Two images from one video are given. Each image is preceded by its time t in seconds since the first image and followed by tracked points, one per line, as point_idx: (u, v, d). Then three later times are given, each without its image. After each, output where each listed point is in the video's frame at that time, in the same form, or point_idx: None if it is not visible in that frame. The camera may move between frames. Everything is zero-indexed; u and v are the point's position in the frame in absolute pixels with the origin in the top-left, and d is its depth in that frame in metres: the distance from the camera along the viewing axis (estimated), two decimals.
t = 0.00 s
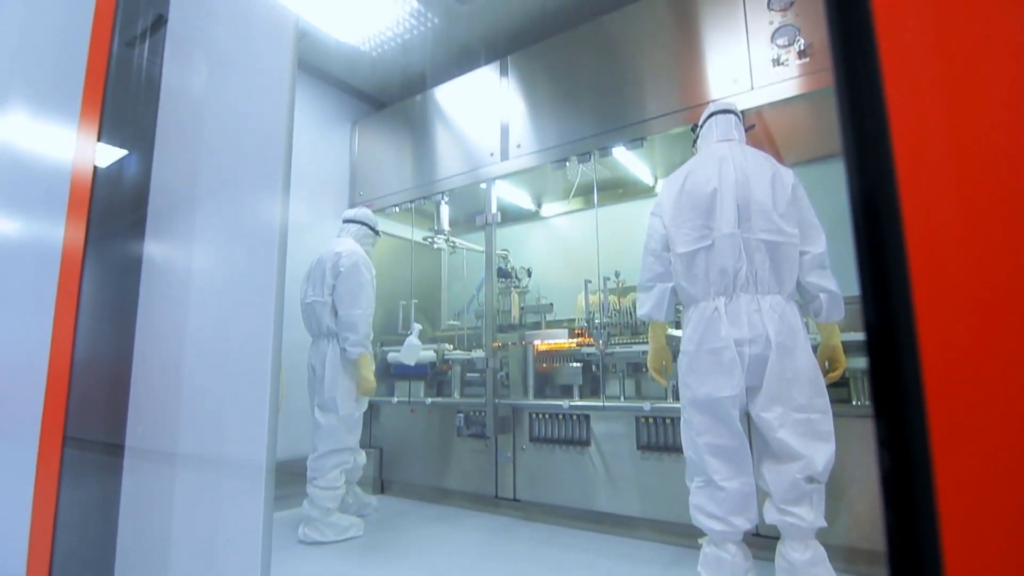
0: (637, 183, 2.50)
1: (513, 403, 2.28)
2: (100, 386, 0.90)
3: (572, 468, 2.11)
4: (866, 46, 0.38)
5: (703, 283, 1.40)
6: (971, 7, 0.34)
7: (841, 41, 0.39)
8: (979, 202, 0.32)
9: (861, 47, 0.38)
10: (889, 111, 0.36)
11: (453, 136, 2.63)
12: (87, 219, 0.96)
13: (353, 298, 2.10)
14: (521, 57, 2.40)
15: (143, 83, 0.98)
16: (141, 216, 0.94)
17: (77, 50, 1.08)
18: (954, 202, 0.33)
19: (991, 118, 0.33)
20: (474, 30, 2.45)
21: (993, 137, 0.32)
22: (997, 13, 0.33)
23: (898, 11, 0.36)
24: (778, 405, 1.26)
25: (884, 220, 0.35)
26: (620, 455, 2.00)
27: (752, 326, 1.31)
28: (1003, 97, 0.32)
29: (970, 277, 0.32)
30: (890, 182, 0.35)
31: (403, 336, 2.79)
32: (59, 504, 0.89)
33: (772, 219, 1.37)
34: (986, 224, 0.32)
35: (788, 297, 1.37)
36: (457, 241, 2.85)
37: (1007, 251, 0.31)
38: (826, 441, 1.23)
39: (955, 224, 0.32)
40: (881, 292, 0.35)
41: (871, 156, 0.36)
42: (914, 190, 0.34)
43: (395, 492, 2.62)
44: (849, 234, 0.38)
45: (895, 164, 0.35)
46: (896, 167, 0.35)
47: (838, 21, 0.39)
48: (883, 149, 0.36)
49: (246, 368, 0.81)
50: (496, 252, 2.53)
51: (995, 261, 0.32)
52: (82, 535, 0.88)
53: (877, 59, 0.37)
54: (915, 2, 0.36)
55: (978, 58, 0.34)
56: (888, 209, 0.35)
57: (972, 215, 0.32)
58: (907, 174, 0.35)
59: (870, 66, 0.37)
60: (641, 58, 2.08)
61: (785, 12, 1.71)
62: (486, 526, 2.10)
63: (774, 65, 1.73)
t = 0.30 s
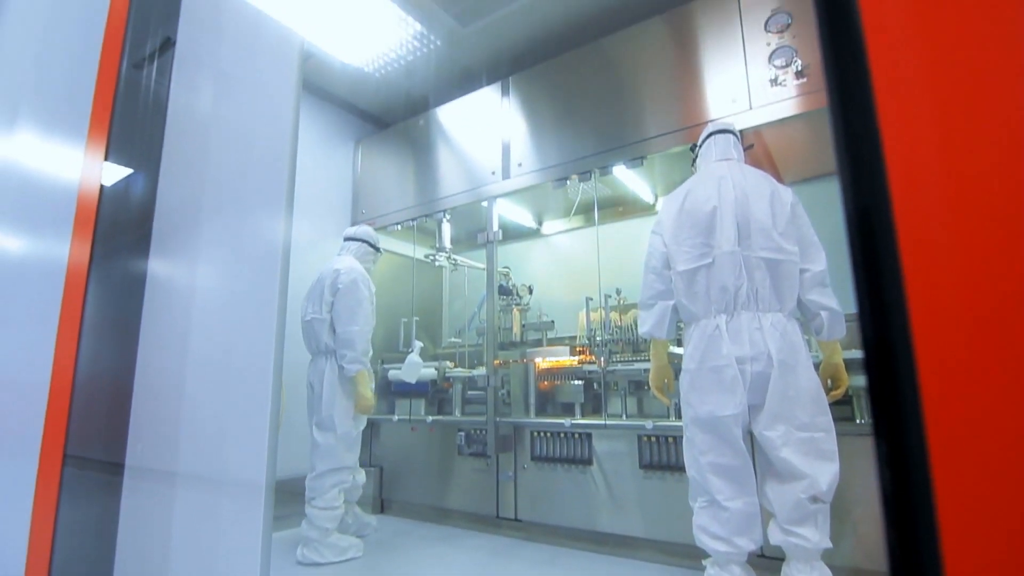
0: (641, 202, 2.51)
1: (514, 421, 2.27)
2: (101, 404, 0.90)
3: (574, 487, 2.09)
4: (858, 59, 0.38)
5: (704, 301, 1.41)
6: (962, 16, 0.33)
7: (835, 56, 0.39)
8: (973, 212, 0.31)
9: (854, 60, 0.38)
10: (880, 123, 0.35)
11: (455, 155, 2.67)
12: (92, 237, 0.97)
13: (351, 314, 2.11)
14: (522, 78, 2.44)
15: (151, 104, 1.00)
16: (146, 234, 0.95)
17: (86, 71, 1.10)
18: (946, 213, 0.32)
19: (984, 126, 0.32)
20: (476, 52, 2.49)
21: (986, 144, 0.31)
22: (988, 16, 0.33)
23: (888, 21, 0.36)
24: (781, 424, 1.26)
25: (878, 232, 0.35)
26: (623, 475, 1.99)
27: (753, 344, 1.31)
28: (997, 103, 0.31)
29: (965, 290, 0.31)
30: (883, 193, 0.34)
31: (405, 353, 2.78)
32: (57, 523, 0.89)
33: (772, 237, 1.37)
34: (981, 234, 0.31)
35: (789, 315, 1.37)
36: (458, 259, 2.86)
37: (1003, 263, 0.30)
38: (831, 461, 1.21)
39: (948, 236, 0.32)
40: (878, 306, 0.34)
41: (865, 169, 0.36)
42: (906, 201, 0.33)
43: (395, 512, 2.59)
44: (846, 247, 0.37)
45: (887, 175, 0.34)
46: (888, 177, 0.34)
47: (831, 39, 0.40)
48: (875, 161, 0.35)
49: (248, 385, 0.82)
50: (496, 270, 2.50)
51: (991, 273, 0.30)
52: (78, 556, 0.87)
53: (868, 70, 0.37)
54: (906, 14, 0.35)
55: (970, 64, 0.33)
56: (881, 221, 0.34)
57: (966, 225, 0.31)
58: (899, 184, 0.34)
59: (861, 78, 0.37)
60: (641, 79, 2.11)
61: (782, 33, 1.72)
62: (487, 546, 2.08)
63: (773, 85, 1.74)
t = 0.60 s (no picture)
0: (642, 219, 2.52)
1: (515, 438, 2.25)
2: (101, 421, 0.90)
3: (575, 507, 2.07)
4: (848, 70, 0.37)
5: (705, 318, 1.41)
6: (949, 39, 0.34)
7: (824, 67, 0.39)
8: (966, 227, 0.31)
9: (844, 71, 0.38)
10: (873, 133, 0.35)
11: (456, 173, 2.69)
12: (96, 253, 0.98)
13: (350, 330, 2.11)
14: (523, 97, 2.48)
15: (157, 123, 1.00)
16: (149, 251, 0.95)
17: (93, 91, 1.11)
18: (941, 227, 0.32)
19: (975, 143, 0.32)
20: (477, 72, 2.53)
21: (978, 161, 0.32)
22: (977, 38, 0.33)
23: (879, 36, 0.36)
24: (784, 442, 1.25)
25: (872, 244, 0.34)
26: (625, 493, 1.97)
27: (755, 362, 1.30)
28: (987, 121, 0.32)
29: (962, 305, 0.30)
30: (877, 205, 0.34)
31: (405, 370, 2.77)
32: (55, 543, 0.88)
33: (772, 254, 1.38)
34: (977, 249, 0.31)
35: (790, 332, 1.37)
36: (459, 275, 2.86)
37: (999, 278, 0.30)
38: (835, 479, 1.19)
39: (944, 251, 0.31)
40: (875, 319, 0.34)
41: (858, 179, 0.36)
42: (902, 214, 0.33)
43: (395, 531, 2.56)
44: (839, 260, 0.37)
45: (881, 187, 0.34)
46: (882, 189, 0.34)
47: (821, 51, 0.39)
48: (869, 172, 0.35)
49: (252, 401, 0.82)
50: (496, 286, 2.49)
51: (986, 288, 0.30)
52: None
53: (859, 83, 0.36)
54: (896, 32, 0.36)
55: (961, 83, 0.33)
56: (876, 233, 0.34)
57: (960, 241, 0.31)
58: (893, 197, 0.34)
59: (853, 89, 0.37)
60: (640, 98, 2.14)
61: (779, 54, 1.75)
62: (487, 567, 2.05)
63: (771, 104, 1.77)
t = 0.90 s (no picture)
0: (643, 236, 2.52)
1: (517, 455, 2.24)
2: (102, 437, 0.89)
3: (577, 525, 2.05)
4: (842, 90, 0.38)
5: (707, 334, 1.41)
6: (940, 57, 0.35)
7: (819, 86, 0.39)
8: (961, 246, 0.31)
9: (838, 91, 0.38)
10: (867, 152, 0.35)
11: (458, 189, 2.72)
12: (101, 269, 0.98)
13: (352, 346, 2.12)
14: (524, 115, 2.51)
15: (163, 140, 1.01)
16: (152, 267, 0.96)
17: (100, 109, 1.13)
18: (937, 246, 0.32)
19: (969, 162, 0.32)
20: (479, 91, 2.57)
21: (973, 180, 0.32)
22: (970, 59, 0.34)
23: (872, 57, 0.37)
24: (787, 459, 1.24)
25: (869, 257, 0.34)
26: (627, 511, 1.95)
27: (757, 378, 1.30)
28: (981, 140, 0.32)
29: (960, 324, 0.30)
30: (873, 224, 0.34)
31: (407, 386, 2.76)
32: (54, 560, 0.87)
33: (772, 270, 1.38)
34: (973, 268, 0.31)
35: (792, 348, 1.37)
36: (460, 290, 2.84)
37: (996, 296, 0.30)
38: (840, 497, 1.19)
39: (940, 269, 0.31)
40: (873, 337, 0.33)
41: (854, 197, 0.36)
42: (898, 231, 0.33)
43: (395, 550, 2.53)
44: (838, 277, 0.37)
45: (877, 206, 0.34)
46: (878, 207, 0.34)
47: (815, 68, 0.40)
48: (864, 190, 0.35)
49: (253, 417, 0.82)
50: (498, 301, 2.49)
51: (983, 306, 0.30)
52: None
53: (852, 99, 0.37)
54: (887, 51, 0.36)
55: (954, 102, 0.33)
56: (872, 251, 0.34)
57: (955, 259, 0.31)
58: (890, 216, 0.34)
59: (847, 108, 0.37)
60: (640, 116, 2.17)
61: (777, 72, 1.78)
62: None
63: (769, 121, 1.79)
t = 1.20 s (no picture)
0: (644, 250, 2.53)
1: (518, 471, 2.22)
2: (104, 453, 0.89)
3: (580, 541, 2.03)
4: (836, 100, 0.37)
5: (709, 348, 1.41)
6: (928, 72, 0.35)
7: (812, 96, 0.39)
8: (954, 257, 0.31)
9: (831, 102, 0.37)
10: (862, 165, 0.35)
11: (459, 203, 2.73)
12: (104, 283, 0.98)
13: (355, 361, 2.14)
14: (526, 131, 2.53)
15: (169, 156, 1.02)
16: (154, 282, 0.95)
17: (106, 125, 1.14)
18: (932, 263, 0.32)
19: (960, 177, 0.32)
20: (480, 107, 2.61)
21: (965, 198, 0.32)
22: (960, 78, 0.34)
23: (866, 70, 0.36)
24: (790, 475, 1.23)
25: (865, 266, 0.34)
26: (630, 528, 1.93)
27: (760, 393, 1.30)
28: (972, 160, 0.32)
29: (958, 342, 0.30)
30: (870, 238, 0.34)
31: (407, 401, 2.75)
32: None
33: (773, 284, 1.39)
34: (968, 285, 0.31)
35: (794, 363, 1.37)
36: (462, 305, 2.86)
37: (990, 315, 0.30)
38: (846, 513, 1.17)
39: (937, 286, 0.31)
40: (871, 353, 0.32)
41: (849, 211, 0.35)
42: (894, 247, 0.33)
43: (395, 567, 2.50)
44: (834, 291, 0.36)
45: (873, 220, 0.34)
46: (875, 222, 0.34)
47: (808, 75, 0.40)
48: (860, 204, 0.35)
49: (256, 432, 0.83)
50: (499, 315, 2.50)
51: (976, 318, 0.30)
52: None
53: (845, 108, 0.36)
54: (879, 62, 0.36)
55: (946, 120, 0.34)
56: (869, 266, 0.34)
57: (950, 271, 0.31)
58: (885, 230, 0.33)
59: (841, 121, 0.37)
60: (640, 131, 2.19)
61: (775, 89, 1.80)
62: None
63: (768, 137, 1.80)
